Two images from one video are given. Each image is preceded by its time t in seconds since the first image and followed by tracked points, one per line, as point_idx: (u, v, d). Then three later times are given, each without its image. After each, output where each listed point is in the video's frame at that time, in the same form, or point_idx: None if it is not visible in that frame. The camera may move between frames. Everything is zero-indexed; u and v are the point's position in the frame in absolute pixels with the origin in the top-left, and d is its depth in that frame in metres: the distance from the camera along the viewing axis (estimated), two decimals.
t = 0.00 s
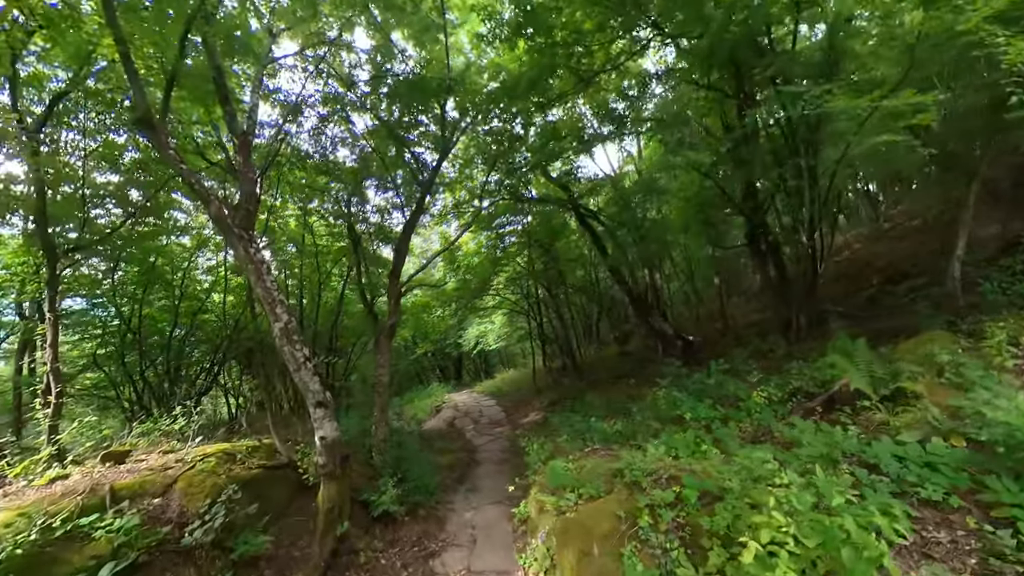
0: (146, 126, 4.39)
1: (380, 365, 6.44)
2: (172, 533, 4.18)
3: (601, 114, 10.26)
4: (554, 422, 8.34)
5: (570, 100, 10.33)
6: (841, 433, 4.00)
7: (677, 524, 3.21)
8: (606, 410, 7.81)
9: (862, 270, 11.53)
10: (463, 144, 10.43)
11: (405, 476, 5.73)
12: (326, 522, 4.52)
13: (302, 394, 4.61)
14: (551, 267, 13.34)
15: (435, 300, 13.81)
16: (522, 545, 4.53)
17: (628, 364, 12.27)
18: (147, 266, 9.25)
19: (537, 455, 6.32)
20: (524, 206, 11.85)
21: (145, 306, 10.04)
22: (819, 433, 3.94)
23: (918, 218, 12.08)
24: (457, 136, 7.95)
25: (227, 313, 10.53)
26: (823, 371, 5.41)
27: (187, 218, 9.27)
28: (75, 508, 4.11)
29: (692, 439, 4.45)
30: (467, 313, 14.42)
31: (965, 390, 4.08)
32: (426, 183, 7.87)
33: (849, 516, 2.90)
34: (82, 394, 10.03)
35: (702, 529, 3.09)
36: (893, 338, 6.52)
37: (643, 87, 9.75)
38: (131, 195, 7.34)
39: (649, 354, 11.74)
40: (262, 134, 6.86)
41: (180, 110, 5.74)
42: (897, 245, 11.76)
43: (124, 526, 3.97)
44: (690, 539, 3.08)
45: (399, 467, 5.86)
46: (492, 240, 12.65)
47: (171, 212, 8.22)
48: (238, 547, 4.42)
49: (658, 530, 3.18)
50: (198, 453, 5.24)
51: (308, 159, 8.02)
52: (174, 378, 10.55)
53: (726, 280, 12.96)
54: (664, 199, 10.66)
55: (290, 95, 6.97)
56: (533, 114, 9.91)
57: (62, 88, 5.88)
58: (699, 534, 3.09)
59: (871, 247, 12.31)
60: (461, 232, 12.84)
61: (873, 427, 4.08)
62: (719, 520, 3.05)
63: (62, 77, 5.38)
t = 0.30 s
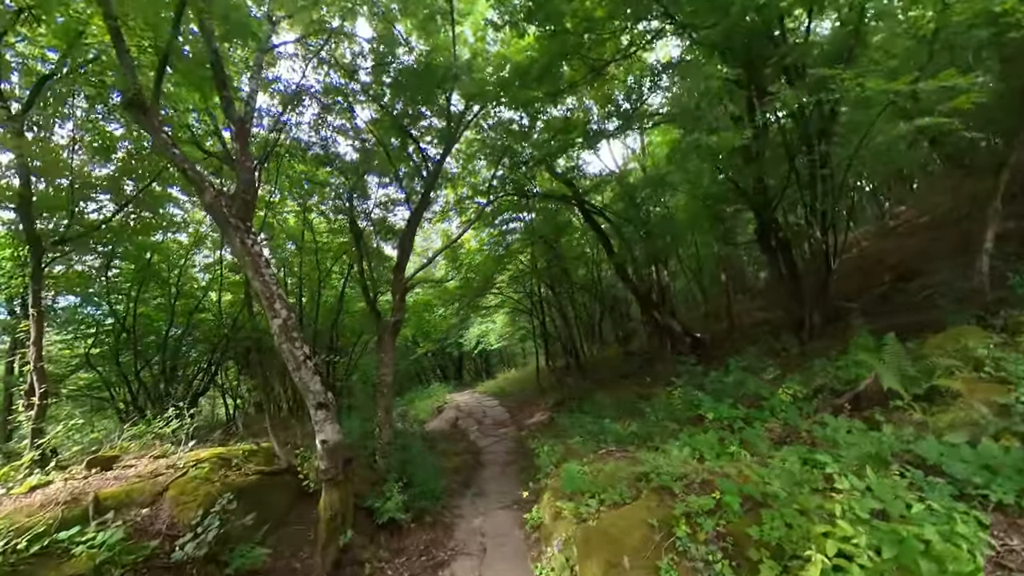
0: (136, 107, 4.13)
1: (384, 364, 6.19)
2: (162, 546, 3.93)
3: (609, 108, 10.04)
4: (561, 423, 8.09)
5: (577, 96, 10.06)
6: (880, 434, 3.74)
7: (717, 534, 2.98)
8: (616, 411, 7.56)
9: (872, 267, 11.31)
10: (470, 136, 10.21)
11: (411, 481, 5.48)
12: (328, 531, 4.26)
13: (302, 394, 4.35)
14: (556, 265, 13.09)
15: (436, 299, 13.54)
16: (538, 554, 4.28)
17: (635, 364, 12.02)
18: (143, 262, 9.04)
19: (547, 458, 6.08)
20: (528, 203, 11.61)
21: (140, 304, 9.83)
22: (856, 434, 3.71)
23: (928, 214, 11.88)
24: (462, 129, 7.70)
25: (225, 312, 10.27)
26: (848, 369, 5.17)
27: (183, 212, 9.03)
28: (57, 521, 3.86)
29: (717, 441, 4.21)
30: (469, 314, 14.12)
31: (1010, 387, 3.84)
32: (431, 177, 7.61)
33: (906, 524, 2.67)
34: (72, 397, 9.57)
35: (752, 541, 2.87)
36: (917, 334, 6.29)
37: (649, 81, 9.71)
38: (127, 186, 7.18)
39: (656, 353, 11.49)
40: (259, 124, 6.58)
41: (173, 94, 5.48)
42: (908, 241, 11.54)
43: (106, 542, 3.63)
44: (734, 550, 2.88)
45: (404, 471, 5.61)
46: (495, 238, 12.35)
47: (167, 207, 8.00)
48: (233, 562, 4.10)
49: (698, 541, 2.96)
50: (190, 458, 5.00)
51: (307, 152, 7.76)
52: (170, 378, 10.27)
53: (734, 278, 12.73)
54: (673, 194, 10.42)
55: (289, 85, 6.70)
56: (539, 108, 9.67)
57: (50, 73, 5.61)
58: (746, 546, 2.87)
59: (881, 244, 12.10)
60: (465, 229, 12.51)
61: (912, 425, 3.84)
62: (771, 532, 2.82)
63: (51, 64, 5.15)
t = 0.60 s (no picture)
0: (118, 86, 3.86)
1: (383, 365, 5.89)
2: (137, 569, 3.74)
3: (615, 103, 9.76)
4: (567, 426, 7.81)
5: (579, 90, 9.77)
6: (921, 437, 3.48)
7: (761, 554, 2.80)
8: (626, 414, 7.27)
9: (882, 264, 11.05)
10: (474, 131, 10.23)
11: (413, 489, 5.19)
12: (324, 546, 4.02)
13: (296, 399, 4.07)
14: (558, 264, 12.73)
15: (437, 298, 13.22)
16: (551, 568, 4.02)
17: (640, 363, 11.73)
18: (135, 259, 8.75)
19: (557, 463, 5.80)
20: (531, 199, 11.33)
21: (131, 304, 9.51)
22: (899, 441, 3.46)
23: (939, 211, 11.63)
24: (466, 122, 7.36)
25: (220, 312, 9.99)
26: (876, 370, 4.89)
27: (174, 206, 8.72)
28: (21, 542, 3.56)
29: (744, 448, 3.93)
30: (471, 314, 13.81)
31: None
32: (432, 173, 7.30)
33: (976, 545, 2.42)
34: (62, 400, 9.27)
35: (805, 564, 2.67)
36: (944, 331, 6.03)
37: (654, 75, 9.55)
38: (112, 176, 6.87)
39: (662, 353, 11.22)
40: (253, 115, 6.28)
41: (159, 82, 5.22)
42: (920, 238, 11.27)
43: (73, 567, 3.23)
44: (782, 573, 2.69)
45: (406, 478, 5.32)
46: (497, 236, 12.04)
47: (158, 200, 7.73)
48: None
49: (741, 564, 2.78)
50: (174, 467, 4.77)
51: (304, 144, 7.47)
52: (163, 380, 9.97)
53: (741, 276, 12.46)
54: (681, 190, 10.13)
55: (285, 73, 6.36)
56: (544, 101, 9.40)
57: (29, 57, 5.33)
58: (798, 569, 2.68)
59: (890, 241, 11.85)
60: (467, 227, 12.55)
61: (956, 429, 3.56)
62: (833, 556, 2.62)
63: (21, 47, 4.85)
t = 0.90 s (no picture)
0: (92, 68, 3.64)
1: (382, 365, 5.65)
2: None
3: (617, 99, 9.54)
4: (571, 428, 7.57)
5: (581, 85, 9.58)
6: (956, 458, 3.39)
7: None
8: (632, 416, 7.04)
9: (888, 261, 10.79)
10: (474, 127, 9.93)
11: (411, 497, 4.96)
12: (316, 560, 3.82)
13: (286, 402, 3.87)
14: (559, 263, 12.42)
15: (436, 297, 12.96)
16: None
17: (642, 363, 11.48)
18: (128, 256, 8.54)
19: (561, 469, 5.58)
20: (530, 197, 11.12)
21: (122, 303, 9.32)
22: (933, 447, 3.45)
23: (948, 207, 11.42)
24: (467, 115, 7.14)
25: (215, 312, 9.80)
26: (897, 371, 4.66)
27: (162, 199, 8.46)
28: None
29: (764, 458, 3.73)
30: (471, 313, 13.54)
31: None
32: (431, 169, 7.07)
33: None
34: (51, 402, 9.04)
35: None
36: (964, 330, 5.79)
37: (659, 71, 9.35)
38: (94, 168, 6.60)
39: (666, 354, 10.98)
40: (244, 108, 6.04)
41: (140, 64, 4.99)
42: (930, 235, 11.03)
43: None
44: None
45: (404, 485, 5.08)
46: (497, 235, 11.81)
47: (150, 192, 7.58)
48: None
49: None
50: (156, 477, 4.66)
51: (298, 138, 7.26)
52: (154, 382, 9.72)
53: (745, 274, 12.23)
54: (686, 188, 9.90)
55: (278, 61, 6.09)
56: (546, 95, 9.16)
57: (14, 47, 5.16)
58: None
59: (897, 238, 11.62)
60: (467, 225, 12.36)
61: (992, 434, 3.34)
62: None
63: None
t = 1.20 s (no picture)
0: (63, 38, 3.39)
1: (380, 363, 5.39)
2: None
3: (620, 92, 9.33)
4: (576, 429, 7.34)
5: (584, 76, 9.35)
6: (1005, 462, 3.26)
7: None
8: (640, 418, 6.80)
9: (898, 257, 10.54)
10: (476, 121, 9.86)
11: (413, 504, 4.71)
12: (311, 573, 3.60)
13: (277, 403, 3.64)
14: (562, 262, 12.12)
15: (436, 296, 12.70)
16: None
17: (646, 363, 11.22)
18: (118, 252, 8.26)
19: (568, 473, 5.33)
20: (531, 192, 10.89)
21: (116, 302, 9.12)
22: (980, 450, 3.42)
23: (959, 202, 11.17)
24: (468, 105, 6.89)
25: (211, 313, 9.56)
26: (925, 371, 4.42)
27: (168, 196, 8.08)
28: None
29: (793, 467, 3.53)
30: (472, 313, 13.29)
31: None
32: (431, 162, 6.83)
33: None
34: (39, 404, 8.77)
35: None
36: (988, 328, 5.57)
37: (661, 65, 9.19)
38: (82, 159, 6.25)
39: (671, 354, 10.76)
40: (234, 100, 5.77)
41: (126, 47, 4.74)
42: (939, 231, 10.80)
43: None
44: None
45: (405, 492, 4.84)
46: (499, 233, 11.66)
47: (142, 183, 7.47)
48: None
49: None
50: (136, 485, 4.56)
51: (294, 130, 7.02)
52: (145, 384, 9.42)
53: (752, 272, 11.99)
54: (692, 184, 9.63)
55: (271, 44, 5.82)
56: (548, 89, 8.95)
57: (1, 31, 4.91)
58: None
59: (906, 234, 11.37)
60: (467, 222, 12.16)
61: None
62: None
63: None
